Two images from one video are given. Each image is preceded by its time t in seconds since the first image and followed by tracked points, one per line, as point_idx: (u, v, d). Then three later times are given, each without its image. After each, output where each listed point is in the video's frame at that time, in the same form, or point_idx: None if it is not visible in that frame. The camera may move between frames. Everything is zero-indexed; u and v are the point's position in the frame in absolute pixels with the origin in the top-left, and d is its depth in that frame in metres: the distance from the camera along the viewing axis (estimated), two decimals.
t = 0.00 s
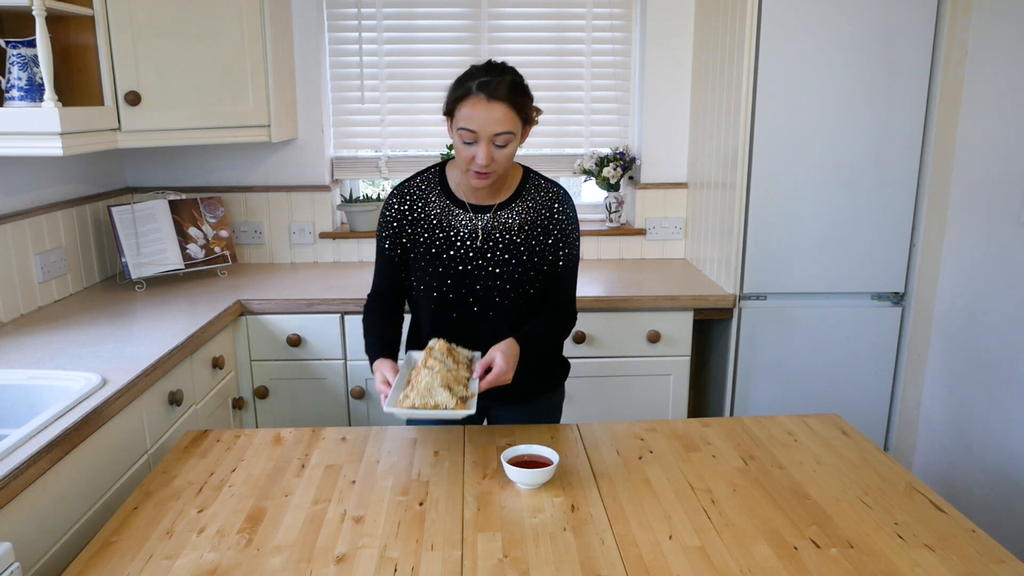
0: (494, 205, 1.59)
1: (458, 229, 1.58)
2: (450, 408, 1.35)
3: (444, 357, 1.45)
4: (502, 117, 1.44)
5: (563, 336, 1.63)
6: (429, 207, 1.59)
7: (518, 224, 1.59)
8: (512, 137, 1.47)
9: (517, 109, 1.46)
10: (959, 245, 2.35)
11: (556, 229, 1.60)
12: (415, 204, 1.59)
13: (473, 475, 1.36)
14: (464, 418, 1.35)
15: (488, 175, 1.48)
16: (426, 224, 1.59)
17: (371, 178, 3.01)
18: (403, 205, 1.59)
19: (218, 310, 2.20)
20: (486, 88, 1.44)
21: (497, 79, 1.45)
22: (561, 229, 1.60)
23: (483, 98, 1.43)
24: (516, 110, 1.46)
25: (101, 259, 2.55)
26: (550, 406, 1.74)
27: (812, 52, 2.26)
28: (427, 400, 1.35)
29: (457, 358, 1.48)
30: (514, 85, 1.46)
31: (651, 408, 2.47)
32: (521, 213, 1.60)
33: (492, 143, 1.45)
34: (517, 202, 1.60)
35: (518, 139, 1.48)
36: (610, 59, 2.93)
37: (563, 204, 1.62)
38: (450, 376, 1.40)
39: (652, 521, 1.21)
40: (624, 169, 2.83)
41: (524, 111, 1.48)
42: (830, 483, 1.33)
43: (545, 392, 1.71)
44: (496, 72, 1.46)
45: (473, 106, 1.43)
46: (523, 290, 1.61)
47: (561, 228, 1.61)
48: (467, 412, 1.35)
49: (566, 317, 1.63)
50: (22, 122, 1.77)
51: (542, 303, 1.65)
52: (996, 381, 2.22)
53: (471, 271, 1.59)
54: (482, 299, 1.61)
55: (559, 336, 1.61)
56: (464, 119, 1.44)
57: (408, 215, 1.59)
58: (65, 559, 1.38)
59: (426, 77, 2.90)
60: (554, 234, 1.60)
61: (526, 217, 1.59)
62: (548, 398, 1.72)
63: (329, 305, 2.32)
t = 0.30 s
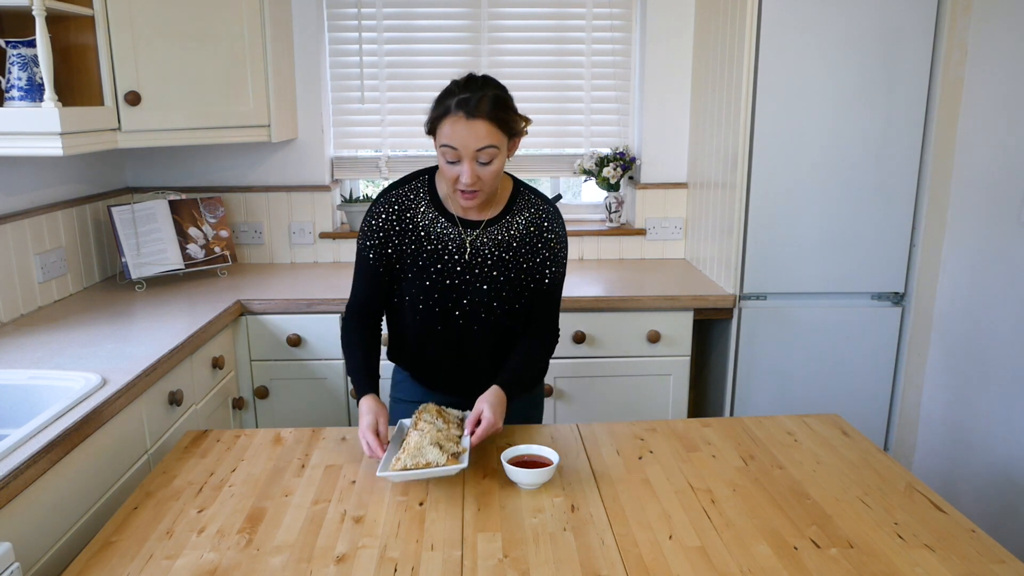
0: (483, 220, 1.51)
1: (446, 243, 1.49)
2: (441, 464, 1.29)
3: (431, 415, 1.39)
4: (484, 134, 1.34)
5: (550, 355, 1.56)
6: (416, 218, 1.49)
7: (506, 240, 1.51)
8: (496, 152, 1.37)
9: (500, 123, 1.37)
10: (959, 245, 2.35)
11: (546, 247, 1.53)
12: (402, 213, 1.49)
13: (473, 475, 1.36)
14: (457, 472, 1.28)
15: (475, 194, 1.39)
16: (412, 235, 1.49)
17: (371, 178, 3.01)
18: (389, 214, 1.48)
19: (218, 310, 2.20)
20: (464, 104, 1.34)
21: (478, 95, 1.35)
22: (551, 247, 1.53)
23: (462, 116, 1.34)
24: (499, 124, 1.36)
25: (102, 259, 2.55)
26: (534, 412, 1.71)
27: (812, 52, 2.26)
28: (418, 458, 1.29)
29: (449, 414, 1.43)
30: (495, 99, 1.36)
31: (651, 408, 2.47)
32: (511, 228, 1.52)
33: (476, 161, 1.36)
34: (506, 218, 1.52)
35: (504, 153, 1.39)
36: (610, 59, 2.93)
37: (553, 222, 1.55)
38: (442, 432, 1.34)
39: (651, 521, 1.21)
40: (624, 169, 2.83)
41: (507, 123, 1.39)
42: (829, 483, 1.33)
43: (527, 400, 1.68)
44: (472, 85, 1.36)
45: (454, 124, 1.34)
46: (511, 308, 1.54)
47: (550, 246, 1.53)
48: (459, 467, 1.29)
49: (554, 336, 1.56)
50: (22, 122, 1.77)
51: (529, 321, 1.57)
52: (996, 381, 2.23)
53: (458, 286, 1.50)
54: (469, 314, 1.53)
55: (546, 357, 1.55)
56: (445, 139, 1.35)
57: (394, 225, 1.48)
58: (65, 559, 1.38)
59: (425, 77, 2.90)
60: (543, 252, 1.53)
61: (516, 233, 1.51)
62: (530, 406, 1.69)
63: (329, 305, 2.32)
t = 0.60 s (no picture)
0: (475, 223, 1.51)
1: (436, 246, 1.48)
2: (443, 488, 1.26)
3: (423, 432, 1.37)
4: (483, 140, 1.34)
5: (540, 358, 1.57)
6: (406, 220, 1.48)
7: (496, 243, 1.51)
8: (494, 158, 1.37)
9: (499, 130, 1.37)
10: (959, 245, 2.35)
11: (536, 250, 1.53)
12: (393, 215, 1.47)
13: (473, 475, 1.36)
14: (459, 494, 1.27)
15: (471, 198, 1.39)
16: (401, 237, 1.48)
17: (371, 178, 3.01)
18: (380, 216, 1.46)
19: (218, 310, 2.20)
20: (464, 110, 1.34)
21: (478, 99, 1.35)
22: (541, 251, 1.53)
23: (462, 121, 1.34)
24: (498, 131, 1.37)
25: (102, 259, 2.55)
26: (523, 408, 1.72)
27: (812, 52, 2.26)
28: (419, 483, 1.26)
29: (440, 429, 1.40)
30: (495, 104, 1.36)
31: (651, 408, 2.47)
32: (501, 231, 1.51)
33: (474, 166, 1.36)
34: (496, 221, 1.52)
35: (501, 159, 1.39)
36: (610, 59, 2.93)
37: (543, 225, 1.54)
38: (438, 452, 1.32)
39: (651, 521, 1.21)
40: (624, 169, 2.83)
41: (506, 130, 1.39)
42: (829, 483, 1.33)
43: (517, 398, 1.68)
44: (473, 91, 1.36)
45: (453, 128, 1.34)
46: (500, 311, 1.54)
47: (541, 249, 1.54)
48: (461, 489, 1.27)
49: (543, 338, 1.57)
50: (22, 122, 1.77)
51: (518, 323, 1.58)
52: (996, 381, 2.22)
53: (448, 289, 1.50)
54: (459, 317, 1.53)
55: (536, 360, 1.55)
56: (443, 142, 1.35)
57: (385, 227, 1.47)
58: (65, 559, 1.38)
59: (425, 77, 2.90)
60: (533, 255, 1.53)
61: (506, 236, 1.51)
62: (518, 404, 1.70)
63: (329, 305, 2.32)
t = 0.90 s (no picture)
0: (472, 221, 1.50)
1: (434, 245, 1.48)
2: (444, 493, 1.26)
3: (425, 436, 1.37)
4: (489, 110, 1.35)
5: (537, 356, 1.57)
6: (402, 219, 1.48)
7: (493, 242, 1.51)
8: (499, 134, 1.38)
9: (503, 107, 1.39)
10: (959, 245, 2.35)
11: (532, 248, 1.54)
12: (390, 215, 1.47)
13: (474, 475, 1.36)
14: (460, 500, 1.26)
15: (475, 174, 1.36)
16: (398, 236, 1.48)
17: (371, 178, 3.01)
18: (378, 216, 1.47)
19: (218, 310, 2.20)
20: (471, 83, 1.37)
21: (481, 77, 1.38)
22: (538, 249, 1.54)
23: (468, 94, 1.36)
24: (502, 107, 1.38)
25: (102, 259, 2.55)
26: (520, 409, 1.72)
27: (812, 52, 2.26)
28: (420, 486, 1.26)
29: (441, 434, 1.40)
30: (499, 84, 1.39)
31: (651, 408, 2.47)
32: (498, 230, 1.52)
33: (480, 138, 1.35)
34: (493, 220, 1.52)
35: (506, 136, 1.39)
36: (610, 59, 2.93)
37: (539, 223, 1.55)
38: (440, 457, 1.32)
39: (651, 521, 1.21)
40: (624, 169, 2.83)
41: (510, 112, 1.41)
42: (830, 483, 1.33)
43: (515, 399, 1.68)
44: (478, 73, 1.40)
45: (458, 103, 1.35)
46: (498, 309, 1.54)
47: (537, 247, 1.54)
48: (462, 494, 1.26)
49: (539, 338, 1.57)
50: (22, 122, 1.77)
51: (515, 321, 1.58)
52: (996, 380, 2.22)
53: (445, 288, 1.50)
54: (457, 316, 1.53)
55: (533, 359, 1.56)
56: (449, 114, 1.36)
57: (382, 226, 1.47)
58: (65, 560, 1.38)
59: (425, 77, 2.90)
60: (530, 253, 1.53)
61: (504, 235, 1.52)
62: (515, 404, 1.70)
63: (329, 305, 2.32)
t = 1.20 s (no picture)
0: (472, 220, 1.51)
1: (435, 245, 1.48)
2: (446, 494, 1.26)
3: (426, 437, 1.35)
4: (486, 113, 1.35)
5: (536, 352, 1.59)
6: (403, 220, 1.47)
7: (493, 240, 1.51)
8: (497, 135, 1.37)
9: (501, 109, 1.38)
10: (959, 245, 2.35)
11: (532, 246, 1.55)
12: (391, 216, 1.46)
13: (474, 475, 1.36)
14: (460, 502, 1.26)
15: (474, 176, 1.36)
16: (400, 238, 1.47)
17: (371, 178, 3.01)
18: (379, 217, 1.45)
19: (218, 310, 2.20)
20: (467, 86, 1.36)
21: (477, 79, 1.38)
22: (537, 246, 1.55)
23: (465, 96, 1.35)
24: (500, 109, 1.38)
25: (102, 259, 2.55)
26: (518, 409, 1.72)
27: (812, 52, 2.26)
28: (422, 487, 1.26)
29: (443, 432, 1.40)
30: (494, 85, 1.38)
31: (651, 408, 2.47)
32: (497, 229, 1.52)
33: (477, 140, 1.35)
34: (492, 219, 1.53)
35: (504, 138, 1.38)
36: (610, 59, 2.93)
37: (537, 221, 1.56)
38: (442, 457, 1.31)
39: (652, 521, 1.21)
40: (624, 169, 2.83)
41: (507, 113, 1.40)
42: (829, 483, 1.33)
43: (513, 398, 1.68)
44: (475, 74, 1.39)
45: (455, 106, 1.35)
46: (498, 308, 1.55)
47: (535, 244, 1.55)
48: (464, 496, 1.26)
49: (538, 334, 1.59)
50: (22, 122, 1.77)
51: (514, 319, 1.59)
52: (996, 380, 2.22)
53: (448, 288, 1.50)
54: (458, 316, 1.53)
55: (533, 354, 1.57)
56: (446, 117, 1.35)
57: (383, 228, 1.45)
58: (65, 560, 1.38)
59: (425, 77, 2.90)
60: (530, 251, 1.55)
61: (503, 233, 1.53)
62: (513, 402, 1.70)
63: (329, 305, 2.32)
